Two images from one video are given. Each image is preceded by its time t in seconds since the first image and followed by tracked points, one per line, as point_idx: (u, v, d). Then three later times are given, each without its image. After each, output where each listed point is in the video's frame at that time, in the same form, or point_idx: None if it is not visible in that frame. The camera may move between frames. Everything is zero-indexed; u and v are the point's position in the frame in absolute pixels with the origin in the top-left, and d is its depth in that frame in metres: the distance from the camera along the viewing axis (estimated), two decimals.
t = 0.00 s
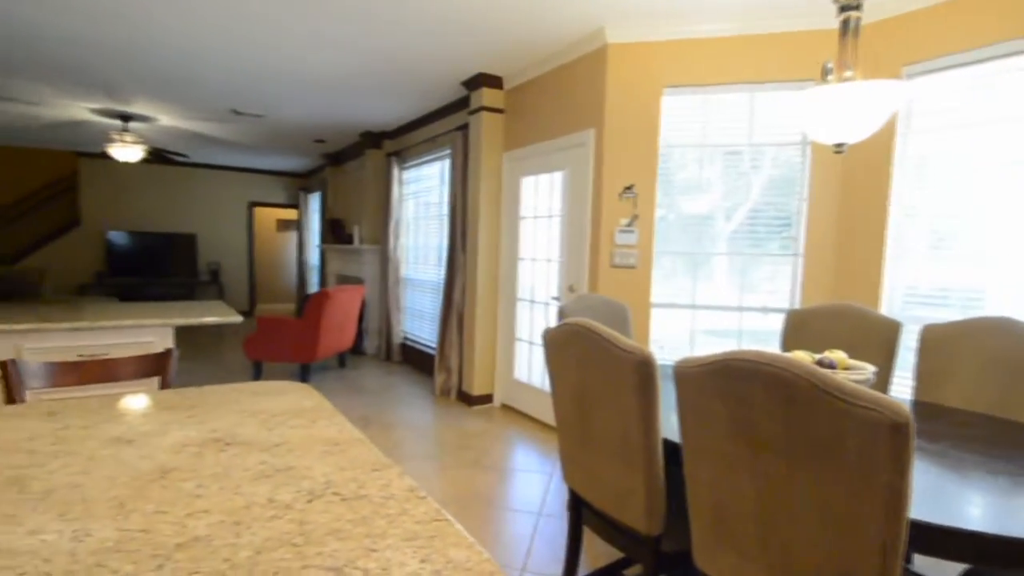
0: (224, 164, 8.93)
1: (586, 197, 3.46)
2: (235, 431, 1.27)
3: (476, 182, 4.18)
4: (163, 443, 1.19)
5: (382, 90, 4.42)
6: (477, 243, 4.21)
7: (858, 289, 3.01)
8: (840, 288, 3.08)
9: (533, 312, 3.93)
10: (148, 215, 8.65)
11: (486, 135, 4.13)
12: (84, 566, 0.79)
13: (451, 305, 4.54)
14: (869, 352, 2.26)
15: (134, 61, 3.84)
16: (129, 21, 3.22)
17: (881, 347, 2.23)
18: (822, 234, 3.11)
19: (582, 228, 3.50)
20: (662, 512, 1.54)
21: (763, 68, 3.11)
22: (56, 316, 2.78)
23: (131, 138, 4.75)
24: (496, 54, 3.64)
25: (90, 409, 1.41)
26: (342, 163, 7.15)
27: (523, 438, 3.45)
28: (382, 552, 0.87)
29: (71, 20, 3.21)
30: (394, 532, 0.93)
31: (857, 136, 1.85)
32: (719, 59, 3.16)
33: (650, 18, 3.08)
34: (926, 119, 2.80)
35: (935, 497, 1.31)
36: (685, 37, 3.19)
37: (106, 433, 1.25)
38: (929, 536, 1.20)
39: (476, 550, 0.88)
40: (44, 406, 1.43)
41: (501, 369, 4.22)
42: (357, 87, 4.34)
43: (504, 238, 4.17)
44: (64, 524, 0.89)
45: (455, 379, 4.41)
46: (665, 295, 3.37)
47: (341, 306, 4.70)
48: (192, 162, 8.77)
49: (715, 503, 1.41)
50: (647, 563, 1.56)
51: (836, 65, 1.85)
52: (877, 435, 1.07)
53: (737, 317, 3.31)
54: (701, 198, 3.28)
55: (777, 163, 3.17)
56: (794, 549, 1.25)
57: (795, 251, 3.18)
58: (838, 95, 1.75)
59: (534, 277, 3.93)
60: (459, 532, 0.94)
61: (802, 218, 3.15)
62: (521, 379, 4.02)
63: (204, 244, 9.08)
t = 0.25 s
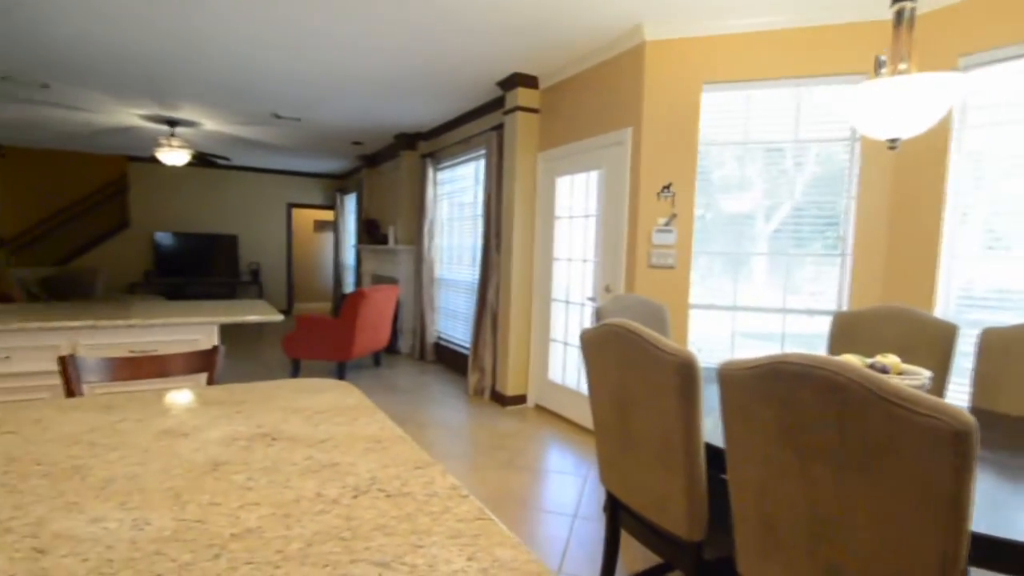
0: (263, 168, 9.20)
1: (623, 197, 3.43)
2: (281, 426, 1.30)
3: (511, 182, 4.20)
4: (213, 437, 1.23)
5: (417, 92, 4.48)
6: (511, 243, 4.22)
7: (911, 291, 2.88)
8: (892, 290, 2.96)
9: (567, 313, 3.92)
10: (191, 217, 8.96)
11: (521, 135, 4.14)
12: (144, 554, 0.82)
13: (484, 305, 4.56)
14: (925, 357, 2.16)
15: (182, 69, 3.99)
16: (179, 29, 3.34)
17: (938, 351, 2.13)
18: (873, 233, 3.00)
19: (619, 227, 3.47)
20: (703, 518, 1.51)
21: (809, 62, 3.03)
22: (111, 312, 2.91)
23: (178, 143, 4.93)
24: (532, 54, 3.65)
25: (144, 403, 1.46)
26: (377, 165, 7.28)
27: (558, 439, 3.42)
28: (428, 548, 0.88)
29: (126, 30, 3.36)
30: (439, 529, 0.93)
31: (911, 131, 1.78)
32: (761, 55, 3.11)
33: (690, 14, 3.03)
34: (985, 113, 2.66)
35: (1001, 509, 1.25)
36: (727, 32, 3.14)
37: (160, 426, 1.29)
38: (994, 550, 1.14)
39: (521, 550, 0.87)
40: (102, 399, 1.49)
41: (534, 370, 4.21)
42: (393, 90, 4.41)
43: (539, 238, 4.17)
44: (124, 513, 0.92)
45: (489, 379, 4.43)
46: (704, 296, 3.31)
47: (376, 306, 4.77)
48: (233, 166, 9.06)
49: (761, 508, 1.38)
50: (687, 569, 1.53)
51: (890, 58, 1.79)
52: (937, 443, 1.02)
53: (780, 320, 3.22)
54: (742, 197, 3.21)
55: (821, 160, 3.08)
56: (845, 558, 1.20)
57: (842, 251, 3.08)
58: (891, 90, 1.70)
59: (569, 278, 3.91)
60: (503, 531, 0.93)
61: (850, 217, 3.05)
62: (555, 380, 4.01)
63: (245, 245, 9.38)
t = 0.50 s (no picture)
0: (299, 170, 9.43)
1: (659, 197, 3.39)
2: (324, 423, 1.32)
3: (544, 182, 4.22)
4: (260, 432, 1.26)
5: (452, 93, 4.52)
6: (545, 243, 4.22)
7: (967, 292, 2.78)
8: (945, 293, 2.84)
9: (602, 314, 3.90)
10: (230, 219, 9.24)
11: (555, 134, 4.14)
12: (200, 544, 0.84)
13: (517, 306, 4.60)
14: (985, 362, 2.08)
15: (225, 74, 4.12)
16: (223, 37, 3.46)
17: (997, 356, 2.04)
18: (924, 233, 2.88)
19: (655, 227, 3.43)
20: (746, 526, 1.47)
21: (856, 56, 2.95)
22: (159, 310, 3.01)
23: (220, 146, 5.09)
24: (566, 53, 3.64)
25: (194, 398, 1.51)
26: (410, 166, 7.37)
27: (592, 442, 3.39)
28: (475, 547, 0.87)
29: (174, 38, 3.49)
30: (484, 528, 0.93)
31: (969, 126, 1.70)
32: (805, 49, 3.04)
33: (732, 9, 2.98)
34: None
35: None
36: (770, 26, 3.08)
37: (209, 420, 1.33)
38: None
39: (568, 552, 0.86)
40: (154, 394, 1.54)
41: (568, 370, 4.20)
42: (428, 91, 4.46)
43: (573, 239, 4.16)
44: (180, 504, 0.95)
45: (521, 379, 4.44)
46: (744, 298, 3.26)
47: (409, 305, 4.82)
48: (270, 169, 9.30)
49: (812, 516, 1.34)
50: None
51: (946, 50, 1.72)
52: (1001, 452, 0.96)
53: (825, 322, 3.14)
54: (784, 195, 3.16)
55: (866, 157, 3.01)
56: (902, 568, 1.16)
57: (891, 252, 2.97)
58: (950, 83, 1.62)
59: (603, 278, 3.89)
60: (549, 532, 0.93)
61: (900, 215, 2.94)
62: (588, 382, 3.99)
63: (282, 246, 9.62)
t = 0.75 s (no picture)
0: (332, 172, 9.62)
1: (697, 196, 3.36)
2: (366, 420, 1.34)
3: (578, 182, 4.21)
4: (305, 428, 1.28)
5: (485, 94, 4.55)
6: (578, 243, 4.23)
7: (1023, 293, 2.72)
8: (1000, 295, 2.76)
9: (636, 314, 3.90)
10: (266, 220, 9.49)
11: (588, 133, 4.14)
12: (254, 535, 0.86)
13: (549, 307, 4.58)
14: None
15: (264, 79, 4.24)
16: (264, 43, 3.56)
17: None
18: (977, 232, 2.81)
19: (692, 226, 3.40)
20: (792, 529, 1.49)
21: (904, 49, 2.88)
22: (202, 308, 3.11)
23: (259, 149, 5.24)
24: (601, 51, 3.63)
25: (239, 394, 1.55)
26: (442, 167, 7.44)
27: (626, 444, 3.36)
28: (521, 546, 0.87)
29: (217, 45, 3.61)
30: (529, 528, 0.92)
31: None
32: (849, 43, 2.98)
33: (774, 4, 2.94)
34: None
35: None
36: (814, 20, 3.03)
37: (255, 416, 1.37)
38: None
39: (615, 554, 0.85)
40: (202, 389, 1.59)
41: (601, 371, 4.19)
42: (460, 92, 4.50)
43: (606, 241, 4.17)
44: (233, 496, 0.98)
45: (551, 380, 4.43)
46: (785, 299, 3.22)
47: (441, 305, 4.86)
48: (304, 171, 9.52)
49: (864, 524, 1.31)
50: None
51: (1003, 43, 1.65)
52: None
53: (870, 324, 3.09)
54: (827, 192, 3.12)
55: (912, 154, 2.95)
56: None
57: (943, 251, 2.91)
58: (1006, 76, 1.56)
59: (638, 279, 3.89)
60: (595, 533, 0.92)
61: (952, 214, 2.88)
62: (621, 384, 3.99)
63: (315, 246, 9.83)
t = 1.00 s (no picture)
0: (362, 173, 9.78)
1: (735, 196, 3.31)
2: (405, 418, 1.35)
3: (611, 182, 4.21)
4: (346, 425, 1.30)
5: (516, 95, 4.57)
6: (610, 244, 4.23)
7: None
8: None
9: (669, 315, 3.88)
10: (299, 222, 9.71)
11: (621, 133, 4.11)
12: (303, 530, 0.88)
13: (581, 306, 4.63)
14: None
15: (300, 84, 4.35)
16: (301, 48, 3.64)
17: None
18: None
19: (729, 226, 3.36)
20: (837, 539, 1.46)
21: (954, 41, 2.80)
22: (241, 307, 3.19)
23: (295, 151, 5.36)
24: (635, 49, 3.59)
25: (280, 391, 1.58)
26: (473, 167, 7.49)
27: (659, 447, 3.34)
28: (565, 547, 0.86)
29: (256, 52, 3.72)
30: (573, 530, 0.91)
31: None
32: (896, 36, 2.91)
33: None
34: None
35: None
36: (858, 13, 2.96)
37: (298, 412, 1.39)
38: None
39: (662, 558, 0.84)
40: (245, 386, 1.63)
41: (634, 371, 4.18)
42: (491, 93, 4.52)
43: (639, 242, 4.15)
44: (281, 490, 1.00)
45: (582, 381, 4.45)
46: (827, 301, 3.18)
47: (472, 305, 4.89)
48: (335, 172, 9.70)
49: (914, 533, 1.28)
50: None
51: None
52: None
53: (918, 326, 3.02)
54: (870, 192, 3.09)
55: (962, 150, 2.88)
56: None
57: (997, 252, 2.82)
58: None
59: (673, 279, 3.87)
60: (640, 536, 0.90)
61: (1006, 213, 2.78)
62: (655, 385, 3.98)
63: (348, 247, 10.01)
